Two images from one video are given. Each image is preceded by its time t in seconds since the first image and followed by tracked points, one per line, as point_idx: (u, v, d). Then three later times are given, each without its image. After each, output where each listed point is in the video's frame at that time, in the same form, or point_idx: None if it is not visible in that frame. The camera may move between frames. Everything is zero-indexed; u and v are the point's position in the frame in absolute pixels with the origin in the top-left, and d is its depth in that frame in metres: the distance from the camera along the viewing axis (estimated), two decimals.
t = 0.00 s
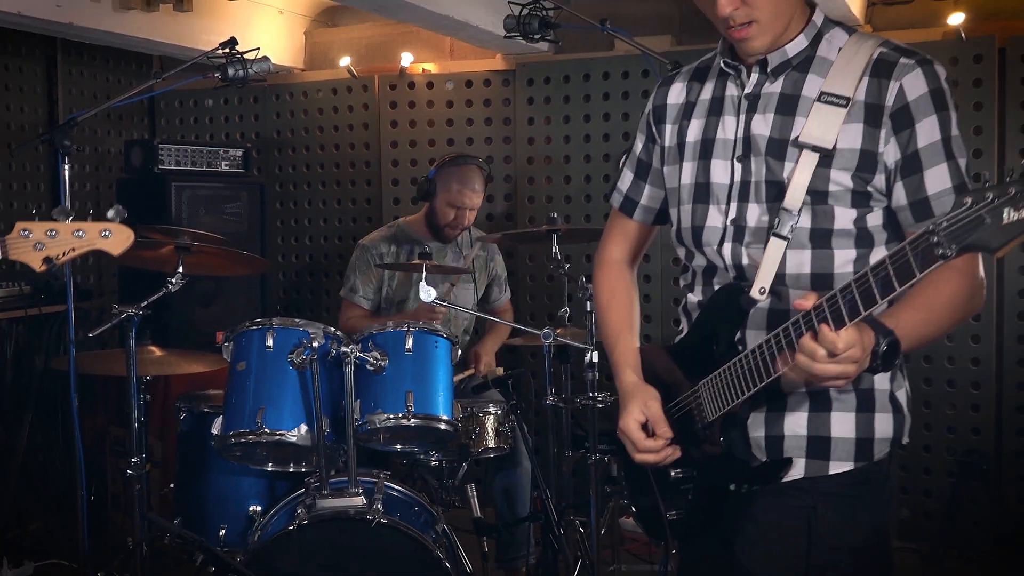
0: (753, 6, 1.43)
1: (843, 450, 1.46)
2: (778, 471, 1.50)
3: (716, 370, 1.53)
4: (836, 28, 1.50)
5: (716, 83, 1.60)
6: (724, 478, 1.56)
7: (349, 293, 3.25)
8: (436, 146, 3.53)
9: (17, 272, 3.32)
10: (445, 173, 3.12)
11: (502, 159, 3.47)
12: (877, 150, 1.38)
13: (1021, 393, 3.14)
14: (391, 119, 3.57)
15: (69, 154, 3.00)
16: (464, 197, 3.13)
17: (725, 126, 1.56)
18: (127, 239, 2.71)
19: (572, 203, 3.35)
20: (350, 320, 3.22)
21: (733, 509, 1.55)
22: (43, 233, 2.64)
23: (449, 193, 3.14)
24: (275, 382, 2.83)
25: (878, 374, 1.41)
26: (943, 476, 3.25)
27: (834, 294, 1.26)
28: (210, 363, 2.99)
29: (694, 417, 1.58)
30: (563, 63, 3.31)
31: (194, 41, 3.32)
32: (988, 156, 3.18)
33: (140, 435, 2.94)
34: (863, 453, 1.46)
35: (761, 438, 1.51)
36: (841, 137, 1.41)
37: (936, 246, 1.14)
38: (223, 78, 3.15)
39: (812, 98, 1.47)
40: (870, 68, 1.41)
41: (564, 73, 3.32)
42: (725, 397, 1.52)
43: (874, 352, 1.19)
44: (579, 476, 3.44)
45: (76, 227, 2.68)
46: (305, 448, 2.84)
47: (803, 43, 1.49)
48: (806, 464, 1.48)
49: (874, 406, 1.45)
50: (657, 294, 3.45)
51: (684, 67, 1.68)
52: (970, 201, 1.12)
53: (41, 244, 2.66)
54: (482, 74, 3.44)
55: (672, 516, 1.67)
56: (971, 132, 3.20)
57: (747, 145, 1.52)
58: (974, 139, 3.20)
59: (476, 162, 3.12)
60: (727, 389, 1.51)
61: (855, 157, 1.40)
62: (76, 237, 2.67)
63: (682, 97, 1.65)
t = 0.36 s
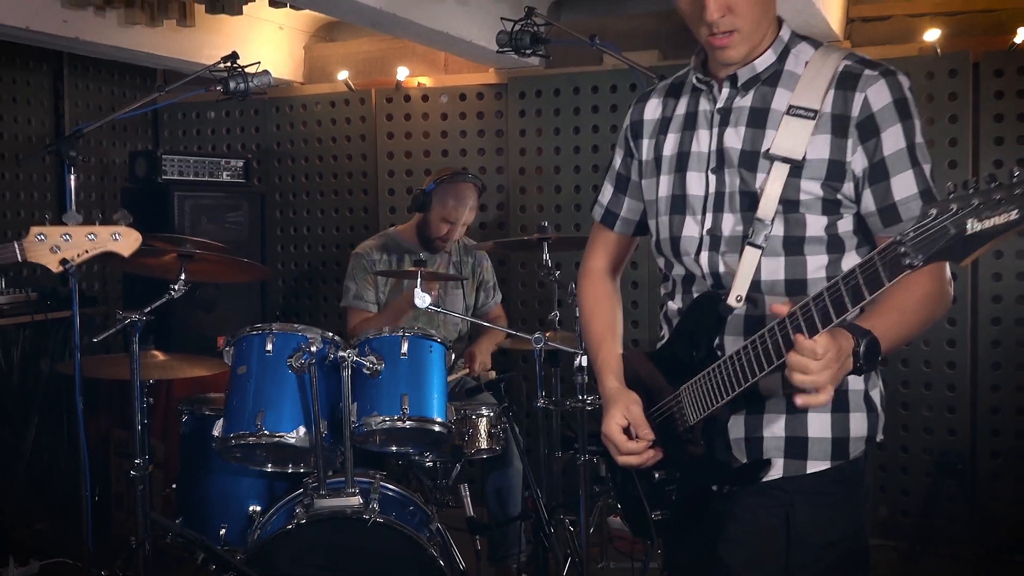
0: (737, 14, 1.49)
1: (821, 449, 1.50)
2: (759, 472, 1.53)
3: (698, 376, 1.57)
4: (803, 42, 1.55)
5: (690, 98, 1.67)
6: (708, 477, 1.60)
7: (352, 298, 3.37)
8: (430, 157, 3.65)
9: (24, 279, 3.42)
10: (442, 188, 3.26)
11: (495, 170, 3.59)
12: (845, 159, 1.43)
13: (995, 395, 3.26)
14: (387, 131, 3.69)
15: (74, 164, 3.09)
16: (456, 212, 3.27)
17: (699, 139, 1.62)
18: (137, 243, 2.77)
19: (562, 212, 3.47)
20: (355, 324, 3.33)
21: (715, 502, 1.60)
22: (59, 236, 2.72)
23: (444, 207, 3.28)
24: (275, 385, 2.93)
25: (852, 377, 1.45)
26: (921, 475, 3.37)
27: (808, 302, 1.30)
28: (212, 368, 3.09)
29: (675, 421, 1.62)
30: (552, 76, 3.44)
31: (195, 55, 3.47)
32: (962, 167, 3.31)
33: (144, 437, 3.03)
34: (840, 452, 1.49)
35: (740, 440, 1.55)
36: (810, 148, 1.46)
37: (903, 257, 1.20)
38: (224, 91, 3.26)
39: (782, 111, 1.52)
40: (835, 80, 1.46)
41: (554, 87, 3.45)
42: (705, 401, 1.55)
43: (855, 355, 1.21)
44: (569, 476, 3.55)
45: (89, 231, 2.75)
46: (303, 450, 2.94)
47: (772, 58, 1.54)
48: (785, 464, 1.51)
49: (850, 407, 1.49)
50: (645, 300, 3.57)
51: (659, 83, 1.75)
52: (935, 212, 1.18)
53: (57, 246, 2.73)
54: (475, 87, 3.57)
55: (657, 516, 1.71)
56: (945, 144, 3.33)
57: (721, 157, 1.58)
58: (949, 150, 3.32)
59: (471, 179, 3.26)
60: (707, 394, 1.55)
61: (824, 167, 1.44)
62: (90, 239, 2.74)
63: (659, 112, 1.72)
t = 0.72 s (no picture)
0: (709, 45, 1.50)
1: (802, 454, 1.54)
2: (743, 477, 1.58)
3: (684, 386, 1.64)
4: (784, 64, 1.59)
5: (674, 118, 1.68)
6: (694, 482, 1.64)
7: (342, 309, 3.49)
8: (428, 169, 3.78)
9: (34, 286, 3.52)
10: (429, 203, 3.31)
11: (490, 182, 3.73)
12: (827, 178, 1.47)
13: (973, 398, 3.39)
14: (386, 144, 3.81)
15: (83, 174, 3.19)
16: (447, 226, 3.33)
17: (685, 159, 1.64)
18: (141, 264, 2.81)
19: (555, 222, 3.61)
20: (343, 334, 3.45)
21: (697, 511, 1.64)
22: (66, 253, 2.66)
23: (432, 221, 3.33)
24: (277, 390, 3.03)
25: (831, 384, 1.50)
26: (901, 475, 3.50)
27: (790, 315, 1.39)
28: (215, 373, 3.19)
29: (664, 429, 1.70)
30: (543, 91, 3.57)
31: (197, 71, 3.59)
32: (940, 179, 3.44)
33: (149, 439, 3.13)
34: (821, 457, 1.54)
35: (727, 446, 1.60)
36: (793, 167, 1.50)
37: (882, 272, 1.29)
38: (227, 105, 3.37)
39: (766, 131, 1.56)
40: (817, 102, 1.50)
41: (546, 101, 3.58)
42: (691, 411, 1.63)
43: (833, 367, 1.28)
44: (562, 477, 3.67)
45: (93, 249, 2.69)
46: (304, 452, 3.04)
47: (753, 80, 1.57)
48: (768, 468, 1.56)
49: (830, 414, 1.54)
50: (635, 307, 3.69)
51: (642, 103, 1.76)
52: (912, 230, 1.27)
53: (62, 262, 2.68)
54: (471, 101, 3.71)
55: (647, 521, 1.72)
56: (924, 156, 3.46)
57: (708, 177, 1.61)
58: (927, 163, 3.46)
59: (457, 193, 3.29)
60: (695, 404, 1.62)
61: (807, 186, 1.48)
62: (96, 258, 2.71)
63: (644, 132, 1.72)
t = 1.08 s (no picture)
0: (695, 55, 1.40)
1: (788, 456, 1.48)
2: (733, 482, 1.51)
3: (674, 393, 1.57)
4: (765, 76, 1.49)
5: (658, 131, 1.57)
6: (682, 488, 1.55)
7: (354, 313, 3.63)
8: (426, 178, 3.94)
9: (45, 291, 3.63)
10: (408, 207, 3.41)
11: (486, 191, 3.88)
12: (811, 190, 1.38)
13: (954, 400, 3.53)
14: (387, 154, 3.98)
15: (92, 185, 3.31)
16: (426, 226, 3.44)
17: (674, 172, 1.54)
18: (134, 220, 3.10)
19: (550, 230, 3.76)
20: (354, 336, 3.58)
21: (683, 511, 1.54)
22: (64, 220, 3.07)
23: (415, 224, 3.44)
24: (281, 392, 3.13)
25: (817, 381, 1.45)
26: (883, 474, 3.63)
27: (773, 328, 1.36)
28: (220, 376, 3.29)
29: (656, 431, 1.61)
30: (540, 104, 3.72)
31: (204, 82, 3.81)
32: (921, 189, 3.57)
33: (157, 441, 3.24)
34: (807, 458, 1.48)
35: (716, 449, 1.54)
36: (779, 179, 1.40)
37: (863, 288, 1.25)
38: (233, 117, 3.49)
39: (750, 144, 1.46)
40: (800, 115, 1.41)
41: (542, 113, 3.73)
42: (682, 417, 1.55)
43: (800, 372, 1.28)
44: (557, 477, 3.79)
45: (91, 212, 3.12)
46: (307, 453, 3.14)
47: (738, 94, 1.48)
48: (757, 471, 1.49)
49: (816, 415, 1.48)
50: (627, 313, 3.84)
51: (624, 115, 1.62)
52: (892, 248, 1.24)
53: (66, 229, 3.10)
54: (468, 114, 3.86)
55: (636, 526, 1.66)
56: (906, 167, 3.58)
57: (699, 191, 1.51)
58: (910, 173, 3.58)
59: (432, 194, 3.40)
60: (686, 410, 1.55)
61: (793, 199, 1.40)
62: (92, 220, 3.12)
63: (630, 144, 1.60)
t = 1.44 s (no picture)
0: (683, 67, 1.45)
1: (773, 457, 1.57)
2: (721, 486, 1.58)
3: (664, 399, 1.62)
4: (753, 87, 1.57)
5: (646, 138, 1.65)
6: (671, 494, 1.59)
7: (344, 319, 3.74)
8: (426, 186, 4.11)
9: (56, 296, 3.76)
10: (419, 221, 3.54)
11: (484, 199, 4.03)
12: (795, 203, 1.47)
13: (935, 400, 3.66)
14: (387, 163, 4.14)
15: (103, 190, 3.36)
16: (441, 240, 3.55)
17: (660, 180, 1.61)
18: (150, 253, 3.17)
19: (545, 237, 3.90)
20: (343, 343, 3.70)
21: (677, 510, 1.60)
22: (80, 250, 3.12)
23: (426, 236, 3.56)
24: (284, 393, 3.23)
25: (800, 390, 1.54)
26: (868, 474, 3.76)
27: (759, 343, 1.42)
28: (226, 378, 3.39)
29: (645, 434, 1.67)
30: (535, 114, 3.87)
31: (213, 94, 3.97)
32: (903, 197, 3.70)
33: (164, 441, 3.34)
34: (790, 458, 1.57)
35: (704, 453, 1.61)
36: (763, 192, 1.49)
37: (846, 310, 1.32)
38: (239, 127, 3.60)
39: (736, 156, 1.54)
40: (785, 128, 1.48)
41: (537, 124, 3.87)
42: (670, 418, 1.62)
43: (787, 383, 1.37)
44: (552, 476, 3.91)
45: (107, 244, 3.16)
46: (309, 452, 3.24)
47: (725, 105, 1.55)
48: (742, 473, 1.58)
49: (799, 418, 1.57)
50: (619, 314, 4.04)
51: (615, 116, 1.71)
52: (875, 272, 1.31)
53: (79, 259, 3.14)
54: (466, 124, 4.01)
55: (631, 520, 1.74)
56: (888, 176, 3.71)
57: (682, 201, 1.59)
58: (892, 182, 3.71)
59: (446, 207, 3.52)
60: (676, 410, 1.60)
61: (777, 211, 1.48)
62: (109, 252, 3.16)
63: (615, 147, 1.68)
